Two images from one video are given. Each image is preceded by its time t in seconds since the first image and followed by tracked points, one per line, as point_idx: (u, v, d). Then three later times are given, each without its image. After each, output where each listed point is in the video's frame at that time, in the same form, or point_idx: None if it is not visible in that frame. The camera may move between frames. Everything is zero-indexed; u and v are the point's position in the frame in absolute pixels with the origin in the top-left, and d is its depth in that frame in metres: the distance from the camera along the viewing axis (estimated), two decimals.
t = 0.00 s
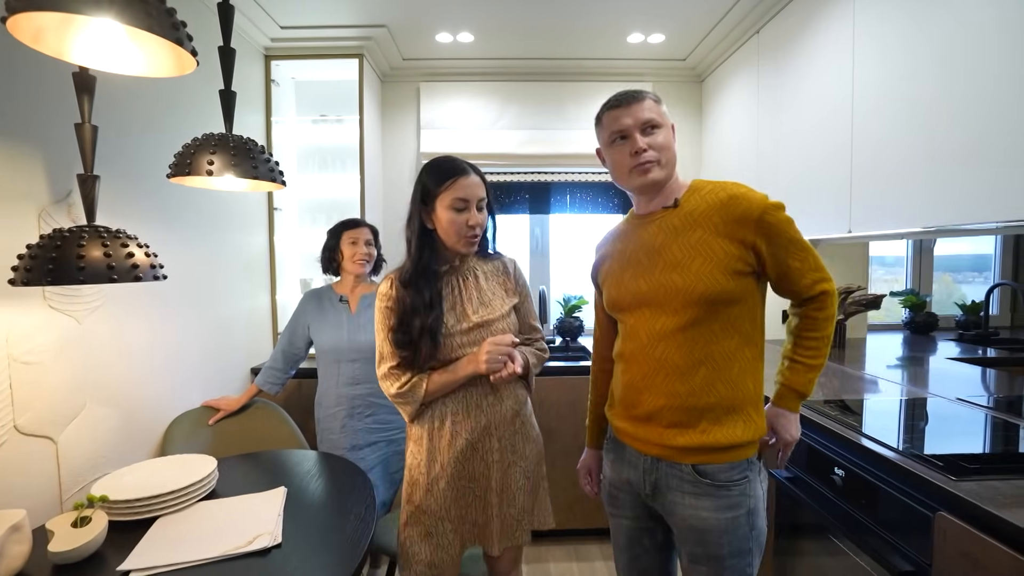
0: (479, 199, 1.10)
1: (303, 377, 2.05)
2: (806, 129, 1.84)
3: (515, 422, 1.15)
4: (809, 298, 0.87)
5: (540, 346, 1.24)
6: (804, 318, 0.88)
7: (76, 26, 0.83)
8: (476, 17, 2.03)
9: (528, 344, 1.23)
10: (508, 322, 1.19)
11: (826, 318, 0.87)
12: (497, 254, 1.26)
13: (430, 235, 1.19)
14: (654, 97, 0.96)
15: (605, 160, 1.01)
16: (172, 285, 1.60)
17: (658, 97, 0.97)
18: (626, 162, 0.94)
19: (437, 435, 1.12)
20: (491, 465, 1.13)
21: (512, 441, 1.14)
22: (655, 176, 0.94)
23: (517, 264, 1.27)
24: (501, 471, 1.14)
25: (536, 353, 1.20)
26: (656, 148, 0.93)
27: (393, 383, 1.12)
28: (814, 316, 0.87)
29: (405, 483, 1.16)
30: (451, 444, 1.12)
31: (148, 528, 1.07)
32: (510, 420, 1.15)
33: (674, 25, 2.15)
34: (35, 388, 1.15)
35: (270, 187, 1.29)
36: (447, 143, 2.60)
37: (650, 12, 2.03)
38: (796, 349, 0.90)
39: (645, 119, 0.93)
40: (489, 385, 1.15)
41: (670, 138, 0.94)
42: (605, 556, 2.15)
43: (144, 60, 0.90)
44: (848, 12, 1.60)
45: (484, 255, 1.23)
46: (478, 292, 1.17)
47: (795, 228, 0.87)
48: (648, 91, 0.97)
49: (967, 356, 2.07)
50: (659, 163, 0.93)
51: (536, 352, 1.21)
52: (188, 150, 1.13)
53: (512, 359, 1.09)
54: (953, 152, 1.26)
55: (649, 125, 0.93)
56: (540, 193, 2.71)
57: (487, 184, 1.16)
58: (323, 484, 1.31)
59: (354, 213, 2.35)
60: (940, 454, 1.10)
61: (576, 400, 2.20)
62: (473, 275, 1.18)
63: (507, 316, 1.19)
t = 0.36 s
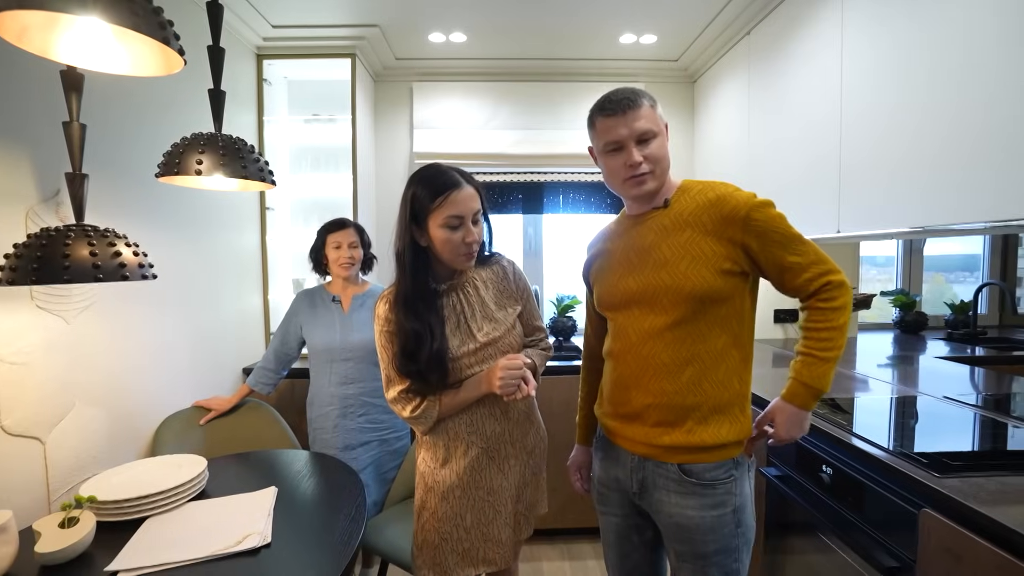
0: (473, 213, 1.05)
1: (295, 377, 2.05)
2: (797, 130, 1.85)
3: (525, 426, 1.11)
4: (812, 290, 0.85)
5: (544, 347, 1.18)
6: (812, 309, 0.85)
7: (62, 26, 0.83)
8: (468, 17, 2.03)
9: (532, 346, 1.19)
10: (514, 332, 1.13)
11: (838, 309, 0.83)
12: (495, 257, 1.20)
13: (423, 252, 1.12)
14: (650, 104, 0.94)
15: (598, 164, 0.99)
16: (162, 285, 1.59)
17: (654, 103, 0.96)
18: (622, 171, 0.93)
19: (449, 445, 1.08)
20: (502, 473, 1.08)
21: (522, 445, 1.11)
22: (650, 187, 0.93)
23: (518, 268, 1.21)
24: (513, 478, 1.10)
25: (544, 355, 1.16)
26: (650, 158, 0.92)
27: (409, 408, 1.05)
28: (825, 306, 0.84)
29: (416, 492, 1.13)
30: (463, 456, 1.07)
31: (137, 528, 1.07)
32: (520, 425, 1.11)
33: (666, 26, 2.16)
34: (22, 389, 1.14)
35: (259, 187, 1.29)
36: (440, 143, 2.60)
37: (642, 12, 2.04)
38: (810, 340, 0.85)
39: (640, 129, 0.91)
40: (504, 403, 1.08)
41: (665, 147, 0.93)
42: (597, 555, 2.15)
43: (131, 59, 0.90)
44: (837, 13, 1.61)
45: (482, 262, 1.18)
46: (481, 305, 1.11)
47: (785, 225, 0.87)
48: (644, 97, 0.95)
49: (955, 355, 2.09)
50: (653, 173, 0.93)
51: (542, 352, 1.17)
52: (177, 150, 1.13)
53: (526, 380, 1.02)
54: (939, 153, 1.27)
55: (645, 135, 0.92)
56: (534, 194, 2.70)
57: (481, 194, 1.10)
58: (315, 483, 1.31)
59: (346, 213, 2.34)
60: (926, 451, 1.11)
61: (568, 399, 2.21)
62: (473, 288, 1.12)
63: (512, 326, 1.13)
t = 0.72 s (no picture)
0: (465, 217, 1.05)
1: (287, 377, 2.05)
2: (785, 132, 1.86)
3: (517, 427, 1.12)
4: (793, 287, 0.87)
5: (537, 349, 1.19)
6: (786, 303, 0.89)
7: (51, 29, 0.84)
8: (460, 18, 2.04)
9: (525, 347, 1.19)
10: (507, 334, 1.14)
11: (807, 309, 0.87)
12: (486, 260, 1.21)
13: (416, 257, 1.13)
14: (645, 110, 0.92)
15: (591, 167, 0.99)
16: (153, 285, 1.59)
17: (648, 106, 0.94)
18: (618, 181, 0.93)
19: (442, 447, 1.08)
20: (496, 474, 1.09)
21: (515, 446, 1.11)
22: (644, 195, 0.94)
23: (510, 271, 1.22)
24: (506, 479, 1.10)
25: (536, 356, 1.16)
26: (645, 168, 0.92)
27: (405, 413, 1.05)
28: (799, 301, 0.87)
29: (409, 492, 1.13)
30: (456, 457, 1.07)
31: (126, 528, 1.07)
32: (513, 426, 1.11)
33: (657, 28, 2.17)
34: (12, 389, 1.14)
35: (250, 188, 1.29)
36: (433, 144, 2.61)
37: (633, 15, 2.05)
38: (777, 331, 0.91)
39: (636, 138, 0.90)
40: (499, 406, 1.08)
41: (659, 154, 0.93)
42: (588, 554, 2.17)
43: (118, 62, 0.91)
44: (825, 15, 1.62)
45: (474, 265, 1.18)
46: (474, 308, 1.12)
47: (773, 226, 0.88)
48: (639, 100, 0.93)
49: (943, 355, 2.11)
50: (648, 182, 0.93)
51: (533, 353, 1.17)
52: (167, 151, 1.13)
53: (521, 383, 1.02)
54: (921, 156, 1.29)
55: (641, 144, 0.91)
56: (526, 194, 2.72)
57: (471, 198, 1.11)
58: (306, 482, 1.32)
59: (339, 213, 2.35)
60: (909, 450, 1.13)
61: (560, 399, 2.22)
62: (466, 291, 1.12)
63: (505, 328, 1.13)
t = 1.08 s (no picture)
0: (448, 217, 1.07)
1: (279, 377, 2.06)
2: (773, 133, 1.88)
3: (505, 424, 1.13)
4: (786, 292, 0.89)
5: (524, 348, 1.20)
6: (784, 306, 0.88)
7: (41, 32, 0.83)
8: (452, 20, 2.05)
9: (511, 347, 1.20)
10: (493, 332, 1.15)
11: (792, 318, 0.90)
12: (473, 261, 1.22)
13: (402, 257, 1.14)
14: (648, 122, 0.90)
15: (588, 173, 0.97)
16: (144, 286, 1.60)
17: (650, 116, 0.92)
18: (619, 194, 0.91)
19: (430, 444, 1.10)
20: (483, 471, 1.10)
21: (503, 443, 1.13)
22: (642, 207, 0.93)
23: (496, 270, 1.23)
24: (493, 476, 1.11)
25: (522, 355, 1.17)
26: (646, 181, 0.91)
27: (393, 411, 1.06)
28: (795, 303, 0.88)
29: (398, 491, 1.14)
30: (443, 455, 1.09)
31: (116, 528, 1.08)
32: (500, 423, 1.12)
33: (647, 31, 2.20)
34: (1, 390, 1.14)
35: (241, 190, 1.30)
36: (425, 145, 2.61)
37: (622, 18, 2.08)
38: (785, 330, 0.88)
39: (641, 153, 0.89)
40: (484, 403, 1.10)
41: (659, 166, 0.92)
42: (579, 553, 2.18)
43: (107, 66, 0.91)
44: (812, 17, 1.64)
45: (461, 265, 1.19)
46: (460, 307, 1.13)
47: (759, 233, 0.91)
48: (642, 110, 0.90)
49: (929, 355, 2.15)
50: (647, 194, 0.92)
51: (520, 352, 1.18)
52: (156, 153, 1.14)
53: (507, 381, 1.04)
54: (900, 158, 1.32)
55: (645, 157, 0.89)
56: (518, 195, 2.72)
57: (456, 198, 1.12)
58: (296, 482, 1.33)
59: (331, 214, 2.35)
60: (890, 448, 1.15)
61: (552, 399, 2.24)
62: (451, 290, 1.13)
63: (491, 327, 1.15)
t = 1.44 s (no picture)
0: (433, 204, 1.06)
1: (268, 374, 2.05)
2: (763, 130, 1.88)
3: (492, 420, 1.13)
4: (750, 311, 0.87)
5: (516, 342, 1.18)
6: (749, 322, 0.86)
7: (18, 21, 0.82)
8: (442, 16, 2.05)
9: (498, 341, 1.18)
10: (481, 326, 1.14)
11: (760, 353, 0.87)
12: (463, 253, 1.22)
13: (389, 246, 1.14)
14: (625, 107, 0.89)
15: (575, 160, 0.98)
16: (130, 282, 1.58)
17: (632, 101, 0.90)
18: (593, 179, 0.93)
19: (417, 437, 1.09)
20: (469, 466, 1.10)
21: (489, 438, 1.12)
22: (621, 192, 0.93)
23: (486, 263, 1.23)
24: (479, 471, 1.11)
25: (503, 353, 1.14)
26: (619, 166, 0.90)
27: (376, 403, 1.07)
28: (760, 326, 0.86)
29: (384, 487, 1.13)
30: (429, 448, 1.09)
31: (100, 524, 1.07)
32: (486, 418, 1.12)
33: (637, 28, 2.20)
34: None
35: (227, 184, 1.29)
36: (416, 142, 2.61)
37: (613, 15, 2.08)
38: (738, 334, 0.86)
39: (613, 138, 0.88)
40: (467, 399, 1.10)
41: (638, 152, 0.90)
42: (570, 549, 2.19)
43: (85, 55, 0.90)
44: (802, 14, 1.64)
45: (450, 256, 1.19)
46: (448, 298, 1.13)
47: (747, 237, 0.90)
48: (621, 97, 0.89)
49: (917, 351, 2.17)
50: (623, 179, 0.91)
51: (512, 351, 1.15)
52: (140, 146, 1.13)
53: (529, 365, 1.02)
54: (895, 153, 1.30)
55: (618, 142, 0.89)
56: (509, 193, 2.73)
57: (443, 188, 1.12)
58: (284, 478, 1.32)
59: (321, 210, 2.34)
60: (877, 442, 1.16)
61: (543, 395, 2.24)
62: (439, 281, 1.13)
63: (479, 319, 1.14)
